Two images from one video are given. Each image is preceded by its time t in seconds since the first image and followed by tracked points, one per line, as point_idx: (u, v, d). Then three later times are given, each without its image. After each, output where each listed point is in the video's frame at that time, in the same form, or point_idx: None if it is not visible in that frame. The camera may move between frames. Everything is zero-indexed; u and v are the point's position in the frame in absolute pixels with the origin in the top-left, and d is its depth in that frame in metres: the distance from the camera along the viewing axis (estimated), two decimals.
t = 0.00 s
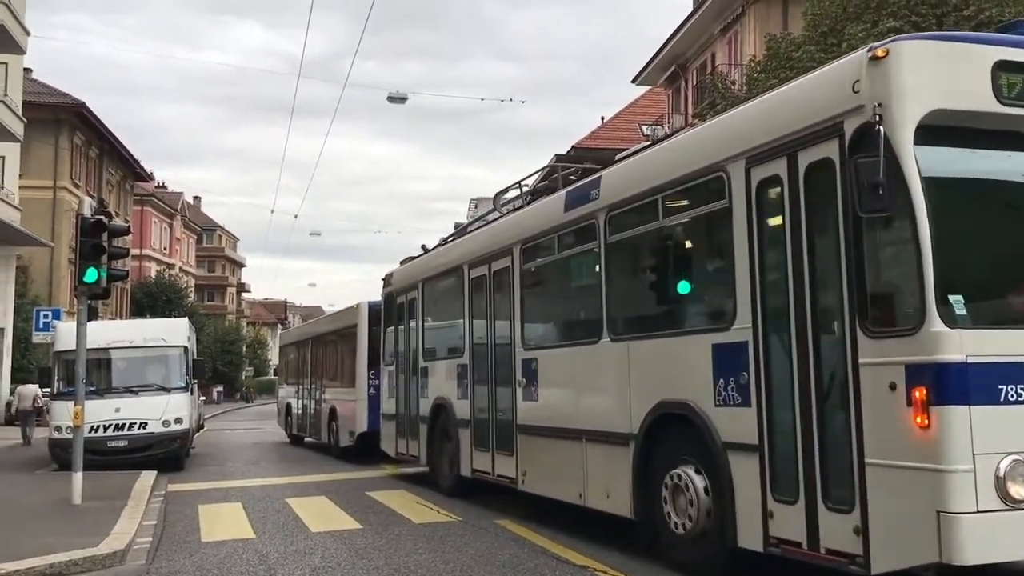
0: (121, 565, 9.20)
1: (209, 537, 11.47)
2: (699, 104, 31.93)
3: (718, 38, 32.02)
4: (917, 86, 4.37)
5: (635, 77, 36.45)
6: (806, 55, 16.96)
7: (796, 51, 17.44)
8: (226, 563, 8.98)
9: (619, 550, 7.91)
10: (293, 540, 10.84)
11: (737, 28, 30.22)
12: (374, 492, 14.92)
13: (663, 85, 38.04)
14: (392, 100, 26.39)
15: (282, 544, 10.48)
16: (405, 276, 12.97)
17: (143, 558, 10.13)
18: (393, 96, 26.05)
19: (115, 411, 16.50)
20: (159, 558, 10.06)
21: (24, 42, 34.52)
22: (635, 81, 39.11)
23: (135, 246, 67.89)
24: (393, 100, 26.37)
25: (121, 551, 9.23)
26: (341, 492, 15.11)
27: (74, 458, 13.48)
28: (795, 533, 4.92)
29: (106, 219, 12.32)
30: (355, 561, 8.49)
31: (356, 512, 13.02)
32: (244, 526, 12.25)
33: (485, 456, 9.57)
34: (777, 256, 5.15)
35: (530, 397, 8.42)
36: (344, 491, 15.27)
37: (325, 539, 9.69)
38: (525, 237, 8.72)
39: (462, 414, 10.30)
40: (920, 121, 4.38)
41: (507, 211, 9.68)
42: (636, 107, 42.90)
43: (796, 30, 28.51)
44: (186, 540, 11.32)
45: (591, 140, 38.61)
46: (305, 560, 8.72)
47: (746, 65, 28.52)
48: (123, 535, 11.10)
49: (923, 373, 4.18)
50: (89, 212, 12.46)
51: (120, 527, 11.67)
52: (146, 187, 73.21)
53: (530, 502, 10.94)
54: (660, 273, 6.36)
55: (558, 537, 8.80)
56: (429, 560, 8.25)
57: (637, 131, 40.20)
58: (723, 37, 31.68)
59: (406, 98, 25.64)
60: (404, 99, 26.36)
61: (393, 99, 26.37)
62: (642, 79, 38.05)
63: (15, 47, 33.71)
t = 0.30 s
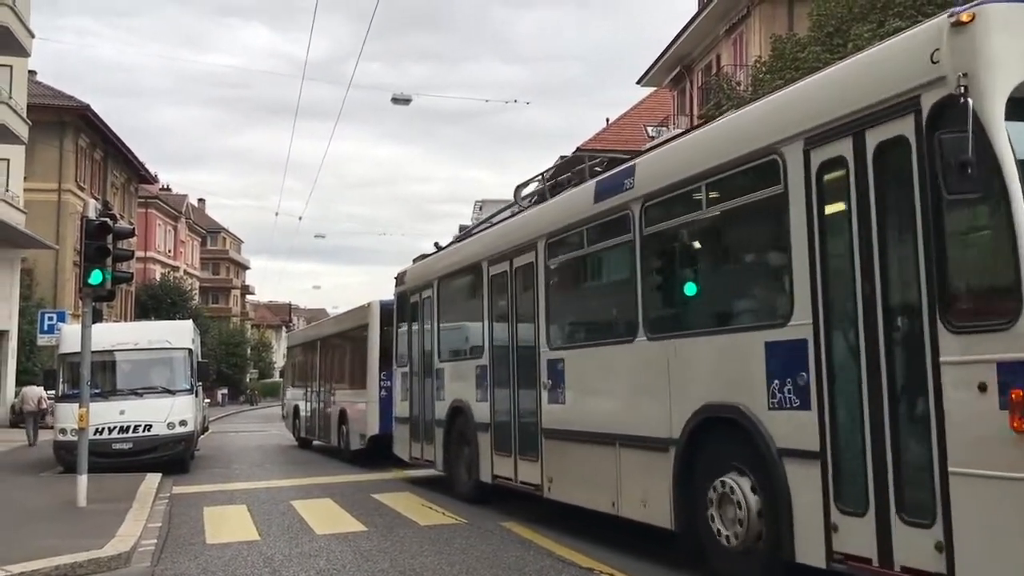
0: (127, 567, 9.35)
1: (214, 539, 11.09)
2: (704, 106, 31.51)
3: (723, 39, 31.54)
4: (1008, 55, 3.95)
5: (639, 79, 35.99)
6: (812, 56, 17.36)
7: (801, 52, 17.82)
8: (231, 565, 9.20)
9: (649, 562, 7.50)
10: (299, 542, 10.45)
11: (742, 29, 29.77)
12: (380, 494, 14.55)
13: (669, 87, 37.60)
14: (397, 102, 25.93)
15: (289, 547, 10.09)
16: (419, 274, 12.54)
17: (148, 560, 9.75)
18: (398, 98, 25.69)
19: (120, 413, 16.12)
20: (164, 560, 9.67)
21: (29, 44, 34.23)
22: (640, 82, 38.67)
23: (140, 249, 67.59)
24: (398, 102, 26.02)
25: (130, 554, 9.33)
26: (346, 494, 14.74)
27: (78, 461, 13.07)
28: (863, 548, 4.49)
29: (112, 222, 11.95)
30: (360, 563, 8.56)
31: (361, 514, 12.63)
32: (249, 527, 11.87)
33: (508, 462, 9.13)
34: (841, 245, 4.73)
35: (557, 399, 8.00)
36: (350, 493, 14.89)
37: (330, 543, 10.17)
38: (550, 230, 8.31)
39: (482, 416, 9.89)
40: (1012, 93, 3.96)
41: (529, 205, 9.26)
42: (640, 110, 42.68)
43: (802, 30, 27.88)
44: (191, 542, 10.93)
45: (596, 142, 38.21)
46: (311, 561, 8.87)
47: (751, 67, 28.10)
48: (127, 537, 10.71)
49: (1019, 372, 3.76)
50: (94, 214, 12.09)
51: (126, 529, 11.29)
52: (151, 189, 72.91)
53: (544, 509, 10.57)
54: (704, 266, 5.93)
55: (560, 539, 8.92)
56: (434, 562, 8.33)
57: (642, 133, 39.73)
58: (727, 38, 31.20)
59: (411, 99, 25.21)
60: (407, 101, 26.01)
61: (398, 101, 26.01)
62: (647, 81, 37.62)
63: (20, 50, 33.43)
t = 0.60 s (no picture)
0: (135, 560, 8.98)
1: (220, 532, 10.74)
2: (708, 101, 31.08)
3: (728, 33, 31.07)
4: None
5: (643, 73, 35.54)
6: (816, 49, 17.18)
7: (806, 45, 17.64)
8: (238, 559, 8.85)
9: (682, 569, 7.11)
10: (304, 536, 10.08)
11: (747, 23, 29.32)
12: (385, 488, 14.23)
13: (673, 81, 37.18)
14: (401, 97, 25.47)
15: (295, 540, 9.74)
16: (434, 265, 12.13)
17: (154, 553, 9.39)
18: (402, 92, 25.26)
19: (126, 408, 15.74)
20: (170, 554, 9.30)
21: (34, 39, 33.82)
22: (645, 76, 38.21)
23: (145, 244, 67.31)
24: (401, 97, 25.61)
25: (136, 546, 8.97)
26: (351, 488, 14.39)
27: (85, 456, 12.72)
28: (944, 557, 4.06)
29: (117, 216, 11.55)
30: (366, 557, 8.56)
31: (367, 508, 12.27)
32: (254, 521, 11.52)
33: (531, 460, 8.73)
34: (918, 224, 4.30)
35: (585, 394, 7.59)
36: (355, 487, 14.54)
37: (337, 536, 9.83)
38: (576, 216, 7.91)
39: (502, 412, 9.50)
40: None
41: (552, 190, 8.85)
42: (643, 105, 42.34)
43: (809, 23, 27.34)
44: (197, 536, 10.57)
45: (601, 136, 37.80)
46: (316, 555, 8.78)
47: (757, 60, 27.68)
48: (134, 531, 10.34)
49: None
50: (99, 208, 11.71)
51: (132, 523, 10.93)
52: (155, 185, 72.57)
53: (562, 509, 10.22)
54: (751, 251, 5.52)
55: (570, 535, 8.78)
56: (439, 555, 8.37)
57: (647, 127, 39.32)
58: (732, 32, 30.73)
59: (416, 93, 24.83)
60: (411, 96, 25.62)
61: (401, 97, 25.60)
62: (652, 74, 37.17)
63: (24, 44, 33.06)
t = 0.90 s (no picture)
0: (146, 552, 8.62)
1: (230, 523, 10.40)
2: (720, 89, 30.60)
3: (736, 24, 30.47)
4: None
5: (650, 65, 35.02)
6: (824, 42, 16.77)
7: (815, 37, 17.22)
8: (250, 550, 8.47)
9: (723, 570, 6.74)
10: (316, 527, 9.71)
11: (755, 13, 28.73)
12: (395, 480, 13.89)
13: (683, 72, 36.63)
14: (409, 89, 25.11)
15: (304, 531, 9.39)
16: (452, 253, 11.73)
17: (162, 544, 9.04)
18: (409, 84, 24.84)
19: (136, 400, 15.45)
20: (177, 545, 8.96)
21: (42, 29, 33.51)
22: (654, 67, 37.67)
23: (155, 236, 67.14)
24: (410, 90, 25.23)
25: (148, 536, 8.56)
26: (361, 480, 14.06)
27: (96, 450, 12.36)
28: None
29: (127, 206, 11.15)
30: (376, 547, 8.26)
31: (378, 499, 11.94)
32: (263, 512, 11.19)
33: (560, 455, 8.34)
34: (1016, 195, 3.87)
35: (621, 386, 7.18)
36: (365, 479, 14.21)
37: (348, 528, 9.46)
38: (608, 198, 7.50)
39: (528, 404, 9.12)
40: None
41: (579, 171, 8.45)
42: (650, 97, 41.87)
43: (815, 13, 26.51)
44: (206, 527, 10.23)
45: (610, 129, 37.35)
46: (327, 545, 8.46)
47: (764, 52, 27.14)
48: (145, 522, 9.98)
49: None
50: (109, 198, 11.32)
51: (142, 515, 10.57)
52: (166, 177, 72.32)
53: (585, 503, 9.85)
54: (811, 228, 5.11)
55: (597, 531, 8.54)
56: (450, 546, 8.11)
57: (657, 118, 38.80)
58: (740, 23, 30.14)
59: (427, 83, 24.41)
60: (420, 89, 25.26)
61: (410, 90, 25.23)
62: (662, 66, 36.66)
63: (34, 36, 32.81)
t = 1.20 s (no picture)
0: (158, 548, 8.93)
1: (242, 520, 10.72)
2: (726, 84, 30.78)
3: (745, 18, 30.71)
4: None
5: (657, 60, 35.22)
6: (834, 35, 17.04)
7: (824, 31, 17.50)
8: (259, 547, 8.77)
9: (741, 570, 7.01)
10: (326, 523, 10.02)
11: (763, 7, 28.99)
12: (405, 476, 14.20)
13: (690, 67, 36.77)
14: (416, 84, 25.43)
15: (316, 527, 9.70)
16: (473, 244, 12.00)
17: (176, 541, 9.37)
18: (420, 79, 25.10)
19: (146, 397, 15.77)
20: (190, 542, 9.28)
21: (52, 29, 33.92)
22: (661, 61, 37.86)
23: (164, 234, 67.67)
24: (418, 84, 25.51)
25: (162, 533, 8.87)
26: (370, 476, 14.39)
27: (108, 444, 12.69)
28: None
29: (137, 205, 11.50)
30: (388, 544, 8.58)
31: (387, 495, 12.26)
32: (273, 509, 11.51)
33: (592, 456, 8.56)
34: None
35: (661, 382, 7.35)
36: (374, 475, 14.53)
37: (358, 524, 9.77)
38: (641, 184, 7.78)
39: (558, 405, 9.38)
40: None
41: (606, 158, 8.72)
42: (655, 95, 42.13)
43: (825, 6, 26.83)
44: (217, 524, 10.56)
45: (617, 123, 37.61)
46: (337, 542, 8.74)
47: (772, 46, 27.37)
48: (156, 519, 10.32)
49: None
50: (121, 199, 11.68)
51: (155, 512, 10.87)
52: (175, 175, 72.81)
53: (592, 505, 10.12)
54: (881, 210, 5.12)
55: (608, 530, 8.82)
56: (459, 543, 8.48)
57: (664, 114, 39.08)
58: (749, 17, 30.36)
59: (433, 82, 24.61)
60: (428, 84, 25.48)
61: (418, 84, 25.51)
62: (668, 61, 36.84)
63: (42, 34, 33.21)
